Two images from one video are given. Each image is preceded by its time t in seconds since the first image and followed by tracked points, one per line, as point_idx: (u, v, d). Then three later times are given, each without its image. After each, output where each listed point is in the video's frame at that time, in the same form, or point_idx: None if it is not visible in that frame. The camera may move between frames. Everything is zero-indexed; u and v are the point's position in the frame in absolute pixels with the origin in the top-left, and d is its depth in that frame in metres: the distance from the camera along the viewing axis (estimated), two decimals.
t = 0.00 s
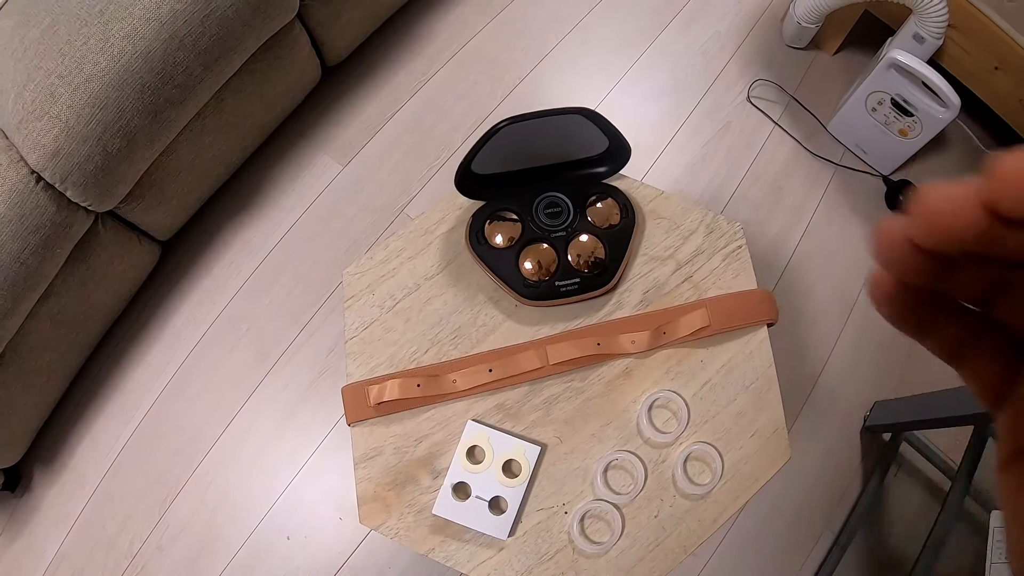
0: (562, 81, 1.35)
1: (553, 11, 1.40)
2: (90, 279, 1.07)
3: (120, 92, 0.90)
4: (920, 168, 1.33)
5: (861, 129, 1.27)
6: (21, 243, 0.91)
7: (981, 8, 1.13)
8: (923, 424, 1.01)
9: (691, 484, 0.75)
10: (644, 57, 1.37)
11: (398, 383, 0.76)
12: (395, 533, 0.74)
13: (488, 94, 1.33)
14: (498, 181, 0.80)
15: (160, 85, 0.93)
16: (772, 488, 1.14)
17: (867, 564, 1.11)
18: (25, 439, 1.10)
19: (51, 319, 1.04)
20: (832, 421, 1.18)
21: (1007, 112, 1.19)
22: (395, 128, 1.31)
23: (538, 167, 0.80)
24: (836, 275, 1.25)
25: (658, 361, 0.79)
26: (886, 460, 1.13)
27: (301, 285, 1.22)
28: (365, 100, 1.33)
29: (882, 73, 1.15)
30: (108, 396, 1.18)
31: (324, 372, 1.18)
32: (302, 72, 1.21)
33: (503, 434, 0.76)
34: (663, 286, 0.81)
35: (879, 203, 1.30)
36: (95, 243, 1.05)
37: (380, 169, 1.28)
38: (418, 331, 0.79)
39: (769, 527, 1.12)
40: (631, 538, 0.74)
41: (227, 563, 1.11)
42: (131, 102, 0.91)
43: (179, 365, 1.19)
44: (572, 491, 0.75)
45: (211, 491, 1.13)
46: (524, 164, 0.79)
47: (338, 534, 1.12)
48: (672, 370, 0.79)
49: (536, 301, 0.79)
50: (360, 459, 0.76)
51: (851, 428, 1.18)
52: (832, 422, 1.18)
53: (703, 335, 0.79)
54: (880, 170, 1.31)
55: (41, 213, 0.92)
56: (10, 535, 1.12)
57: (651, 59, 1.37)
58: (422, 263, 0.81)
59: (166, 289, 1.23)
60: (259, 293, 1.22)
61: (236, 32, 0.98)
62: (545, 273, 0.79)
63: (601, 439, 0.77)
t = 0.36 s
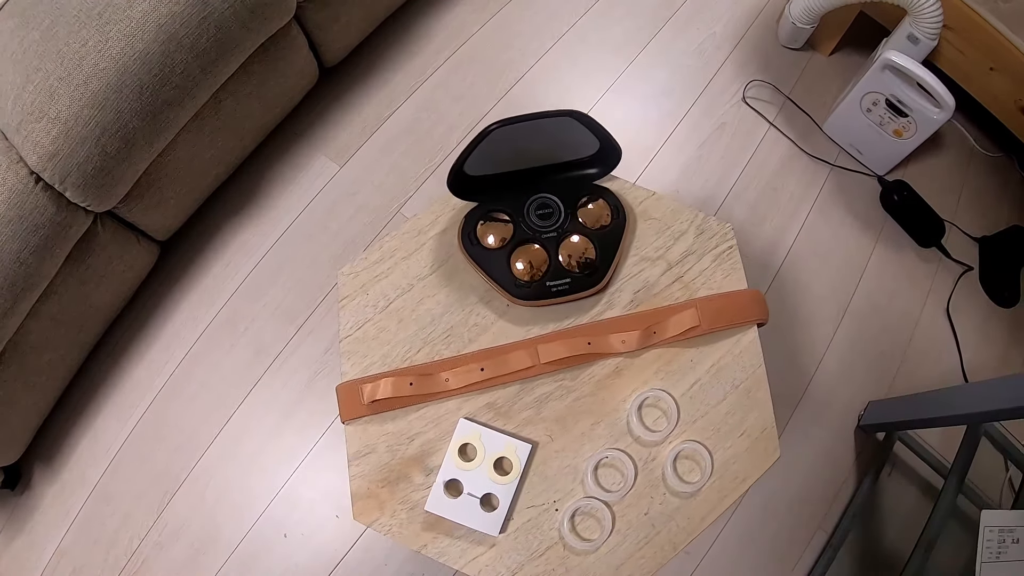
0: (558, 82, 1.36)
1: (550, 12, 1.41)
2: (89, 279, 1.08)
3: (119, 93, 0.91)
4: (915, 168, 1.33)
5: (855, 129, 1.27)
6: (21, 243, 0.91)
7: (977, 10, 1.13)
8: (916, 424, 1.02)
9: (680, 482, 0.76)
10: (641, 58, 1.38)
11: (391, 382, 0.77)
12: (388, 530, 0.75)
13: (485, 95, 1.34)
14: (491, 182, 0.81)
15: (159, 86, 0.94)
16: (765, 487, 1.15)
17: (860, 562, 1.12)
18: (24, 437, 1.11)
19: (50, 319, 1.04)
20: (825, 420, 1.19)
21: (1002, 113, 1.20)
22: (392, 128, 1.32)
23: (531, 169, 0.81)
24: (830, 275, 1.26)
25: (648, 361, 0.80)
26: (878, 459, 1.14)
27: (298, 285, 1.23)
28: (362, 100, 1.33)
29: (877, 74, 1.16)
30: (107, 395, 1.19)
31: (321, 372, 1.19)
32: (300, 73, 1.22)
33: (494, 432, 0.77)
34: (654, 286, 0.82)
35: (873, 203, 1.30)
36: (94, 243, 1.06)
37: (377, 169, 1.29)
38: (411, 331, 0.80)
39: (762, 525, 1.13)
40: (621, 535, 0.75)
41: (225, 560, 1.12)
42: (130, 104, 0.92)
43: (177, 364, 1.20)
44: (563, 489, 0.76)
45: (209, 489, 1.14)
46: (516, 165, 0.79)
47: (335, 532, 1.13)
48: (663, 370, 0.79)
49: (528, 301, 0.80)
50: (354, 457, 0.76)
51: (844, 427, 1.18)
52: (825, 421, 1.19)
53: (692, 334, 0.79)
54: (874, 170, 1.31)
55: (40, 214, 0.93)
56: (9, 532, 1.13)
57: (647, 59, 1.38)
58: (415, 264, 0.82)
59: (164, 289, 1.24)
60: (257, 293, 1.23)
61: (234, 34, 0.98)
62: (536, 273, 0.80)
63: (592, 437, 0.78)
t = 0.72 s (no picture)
0: (560, 83, 1.36)
1: (551, 13, 1.41)
2: (91, 280, 1.08)
3: (121, 95, 0.91)
4: (916, 170, 1.34)
5: (856, 130, 1.28)
6: (23, 245, 0.92)
7: (978, 10, 1.13)
8: (916, 425, 1.02)
9: (682, 483, 0.76)
10: (641, 60, 1.38)
11: (394, 384, 0.77)
12: (391, 531, 0.75)
13: (485, 96, 1.34)
14: (493, 185, 0.81)
15: (161, 88, 0.94)
16: (767, 487, 1.15)
17: (860, 563, 1.12)
18: (26, 438, 1.11)
19: (52, 320, 1.05)
20: (826, 421, 1.19)
21: (1002, 112, 1.20)
22: (394, 130, 1.32)
23: (533, 171, 0.81)
24: (831, 276, 1.26)
25: (651, 362, 0.80)
26: (879, 460, 1.14)
27: (300, 286, 1.24)
28: (364, 101, 1.34)
29: (878, 76, 1.16)
30: (109, 395, 1.19)
31: (323, 372, 1.20)
32: (302, 75, 1.22)
33: (497, 434, 0.77)
34: (656, 288, 0.82)
35: (874, 205, 1.31)
36: (97, 244, 1.06)
37: (379, 170, 1.29)
38: (414, 333, 0.81)
39: (763, 525, 1.13)
40: (623, 536, 0.75)
41: (227, 560, 1.12)
42: (132, 106, 0.93)
43: (179, 365, 1.20)
44: (565, 490, 0.76)
45: (211, 489, 1.15)
46: (518, 168, 0.80)
47: (336, 533, 1.13)
48: (665, 371, 0.80)
49: (530, 304, 0.80)
50: (357, 458, 0.77)
51: (845, 428, 1.19)
52: (826, 422, 1.19)
53: (694, 337, 0.80)
54: (875, 171, 1.32)
55: (42, 216, 0.93)
56: (12, 532, 1.13)
57: (648, 61, 1.38)
58: (418, 266, 0.82)
59: (166, 290, 1.24)
60: (259, 294, 1.23)
61: (236, 36, 0.99)
62: (539, 276, 0.80)
63: (594, 439, 0.78)
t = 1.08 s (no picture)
0: (560, 83, 1.36)
1: (552, 14, 1.41)
2: (93, 279, 1.09)
3: (124, 94, 0.92)
4: (917, 168, 1.34)
5: (857, 130, 1.28)
6: (26, 243, 0.92)
7: (979, 10, 1.14)
8: (918, 422, 1.02)
9: (684, 478, 0.76)
10: (642, 60, 1.39)
11: (398, 378, 0.78)
12: (394, 525, 0.75)
13: (487, 97, 1.35)
14: (496, 182, 0.81)
15: (164, 87, 0.95)
16: (769, 485, 1.15)
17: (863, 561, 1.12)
18: (28, 437, 1.11)
19: (54, 319, 1.05)
20: (828, 419, 1.19)
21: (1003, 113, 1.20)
22: (396, 130, 1.32)
23: (535, 168, 0.81)
24: (832, 274, 1.27)
25: (653, 357, 0.80)
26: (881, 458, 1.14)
27: (302, 285, 1.24)
28: (366, 101, 1.34)
29: (878, 75, 1.16)
30: (112, 394, 1.20)
31: (325, 371, 1.20)
32: (304, 74, 1.23)
33: (500, 428, 0.77)
34: (657, 284, 0.83)
35: (875, 203, 1.31)
36: (99, 243, 1.06)
37: (380, 170, 1.30)
38: (417, 329, 0.81)
39: (765, 523, 1.13)
40: (625, 531, 0.75)
41: (229, 559, 1.12)
42: (135, 104, 0.93)
43: (182, 363, 1.20)
44: (568, 485, 0.77)
45: (212, 488, 1.15)
46: (520, 165, 0.80)
47: (338, 531, 1.13)
48: (667, 366, 0.80)
49: (532, 299, 0.81)
50: (360, 453, 0.77)
51: (847, 426, 1.19)
52: (828, 421, 1.19)
53: (696, 332, 0.80)
54: (875, 170, 1.32)
55: (45, 214, 0.94)
56: (14, 530, 1.13)
57: (649, 61, 1.39)
58: (420, 262, 0.83)
59: (168, 289, 1.25)
60: (262, 293, 1.24)
61: (239, 35, 0.99)
62: (541, 271, 0.81)
63: (596, 434, 0.78)
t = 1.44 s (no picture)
0: (562, 85, 1.37)
1: (554, 16, 1.42)
2: (97, 279, 1.09)
3: (129, 95, 0.92)
4: (917, 169, 1.35)
5: (857, 131, 1.29)
6: (31, 243, 0.93)
7: (978, 11, 1.14)
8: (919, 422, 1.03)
9: (689, 476, 0.77)
10: (643, 62, 1.39)
11: (404, 378, 0.78)
12: (400, 524, 0.76)
13: (489, 99, 1.35)
14: (501, 183, 0.82)
15: (169, 88, 0.95)
16: (771, 484, 1.16)
17: (864, 559, 1.13)
18: (31, 437, 1.12)
19: (58, 319, 1.06)
20: (829, 418, 1.20)
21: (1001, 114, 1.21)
22: (398, 132, 1.33)
23: (539, 168, 0.82)
24: (833, 275, 1.27)
25: (657, 356, 0.81)
26: (882, 457, 1.15)
27: (306, 286, 1.25)
28: (369, 103, 1.35)
29: (878, 77, 1.17)
30: (116, 394, 1.20)
31: (329, 371, 1.20)
32: (308, 76, 1.24)
33: (505, 427, 0.78)
34: (661, 284, 0.83)
35: (876, 204, 1.32)
36: (103, 243, 1.07)
37: (383, 172, 1.30)
38: (422, 328, 0.81)
39: (767, 521, 1.14)
40: (630, 529, 0.76)
41: (233, 558, 1.13)
42: (140, 106, 0.94)
43: (186, 364, 1.21)
44: (573, 483, 0.77)
45: (216, 488, 1.15)
46: (524, 166, 0.81)
47: (342, 531, 1.14)
48: (670, 366, 0.81)
49: (537, 299, 0.81)
50: (366, 452, 0.78)
51: (849, 426, 1.19)
52: (829, 420, 1.20)
53: (699, 331, 0.81)
54: (876, 171, 1.33)
55: (50, 215, 0.94)
56: (19, 530, 1.14)
57: (650, 62, 1.39)
58: (426, 263, 0.83)
59: (171, 290, 1.25)
60: (265, 293, 1.24)
61: (243, 37, 1.00)
62: (546, 272, 0.81)
63: (601, 432, 0.79)
